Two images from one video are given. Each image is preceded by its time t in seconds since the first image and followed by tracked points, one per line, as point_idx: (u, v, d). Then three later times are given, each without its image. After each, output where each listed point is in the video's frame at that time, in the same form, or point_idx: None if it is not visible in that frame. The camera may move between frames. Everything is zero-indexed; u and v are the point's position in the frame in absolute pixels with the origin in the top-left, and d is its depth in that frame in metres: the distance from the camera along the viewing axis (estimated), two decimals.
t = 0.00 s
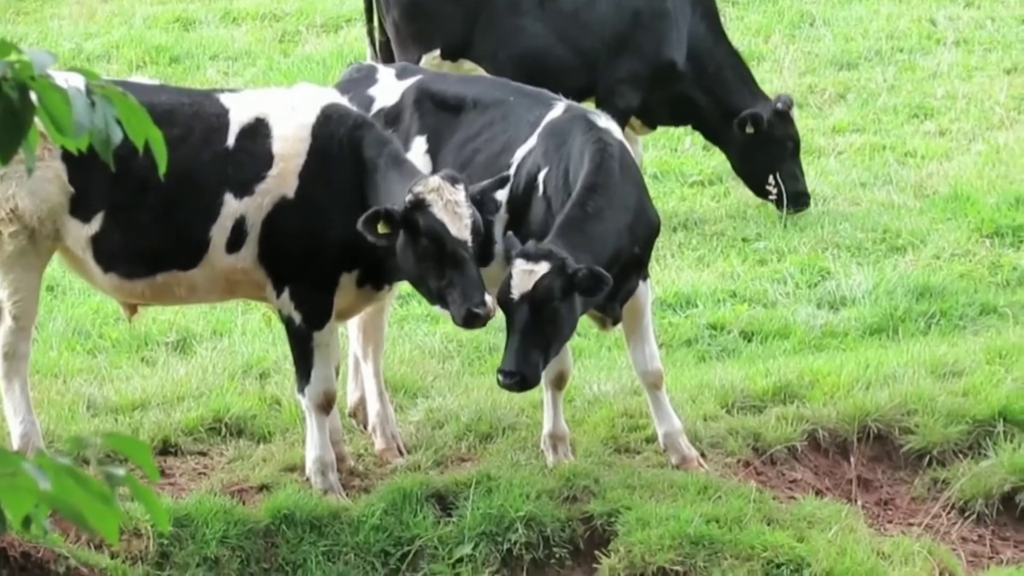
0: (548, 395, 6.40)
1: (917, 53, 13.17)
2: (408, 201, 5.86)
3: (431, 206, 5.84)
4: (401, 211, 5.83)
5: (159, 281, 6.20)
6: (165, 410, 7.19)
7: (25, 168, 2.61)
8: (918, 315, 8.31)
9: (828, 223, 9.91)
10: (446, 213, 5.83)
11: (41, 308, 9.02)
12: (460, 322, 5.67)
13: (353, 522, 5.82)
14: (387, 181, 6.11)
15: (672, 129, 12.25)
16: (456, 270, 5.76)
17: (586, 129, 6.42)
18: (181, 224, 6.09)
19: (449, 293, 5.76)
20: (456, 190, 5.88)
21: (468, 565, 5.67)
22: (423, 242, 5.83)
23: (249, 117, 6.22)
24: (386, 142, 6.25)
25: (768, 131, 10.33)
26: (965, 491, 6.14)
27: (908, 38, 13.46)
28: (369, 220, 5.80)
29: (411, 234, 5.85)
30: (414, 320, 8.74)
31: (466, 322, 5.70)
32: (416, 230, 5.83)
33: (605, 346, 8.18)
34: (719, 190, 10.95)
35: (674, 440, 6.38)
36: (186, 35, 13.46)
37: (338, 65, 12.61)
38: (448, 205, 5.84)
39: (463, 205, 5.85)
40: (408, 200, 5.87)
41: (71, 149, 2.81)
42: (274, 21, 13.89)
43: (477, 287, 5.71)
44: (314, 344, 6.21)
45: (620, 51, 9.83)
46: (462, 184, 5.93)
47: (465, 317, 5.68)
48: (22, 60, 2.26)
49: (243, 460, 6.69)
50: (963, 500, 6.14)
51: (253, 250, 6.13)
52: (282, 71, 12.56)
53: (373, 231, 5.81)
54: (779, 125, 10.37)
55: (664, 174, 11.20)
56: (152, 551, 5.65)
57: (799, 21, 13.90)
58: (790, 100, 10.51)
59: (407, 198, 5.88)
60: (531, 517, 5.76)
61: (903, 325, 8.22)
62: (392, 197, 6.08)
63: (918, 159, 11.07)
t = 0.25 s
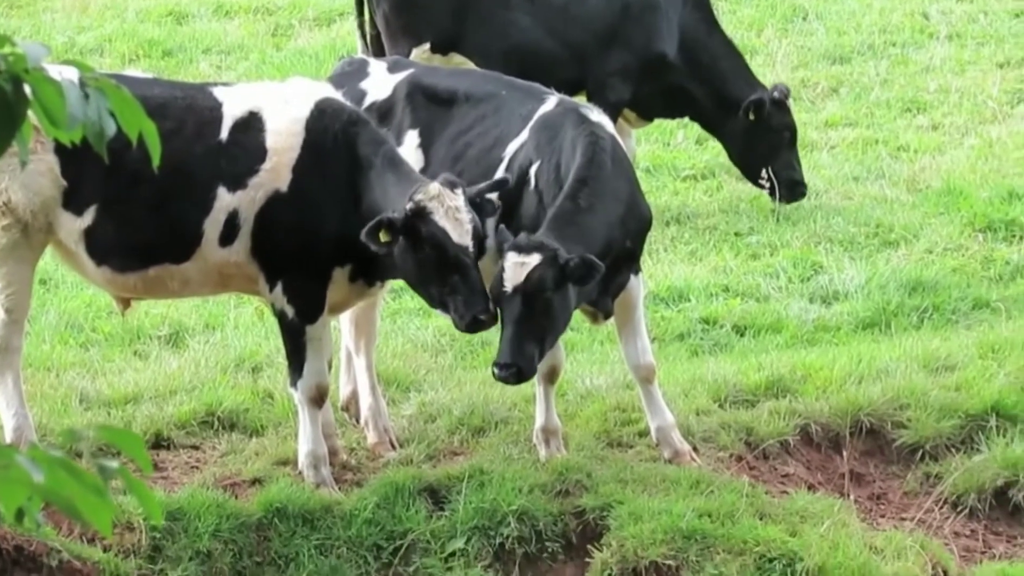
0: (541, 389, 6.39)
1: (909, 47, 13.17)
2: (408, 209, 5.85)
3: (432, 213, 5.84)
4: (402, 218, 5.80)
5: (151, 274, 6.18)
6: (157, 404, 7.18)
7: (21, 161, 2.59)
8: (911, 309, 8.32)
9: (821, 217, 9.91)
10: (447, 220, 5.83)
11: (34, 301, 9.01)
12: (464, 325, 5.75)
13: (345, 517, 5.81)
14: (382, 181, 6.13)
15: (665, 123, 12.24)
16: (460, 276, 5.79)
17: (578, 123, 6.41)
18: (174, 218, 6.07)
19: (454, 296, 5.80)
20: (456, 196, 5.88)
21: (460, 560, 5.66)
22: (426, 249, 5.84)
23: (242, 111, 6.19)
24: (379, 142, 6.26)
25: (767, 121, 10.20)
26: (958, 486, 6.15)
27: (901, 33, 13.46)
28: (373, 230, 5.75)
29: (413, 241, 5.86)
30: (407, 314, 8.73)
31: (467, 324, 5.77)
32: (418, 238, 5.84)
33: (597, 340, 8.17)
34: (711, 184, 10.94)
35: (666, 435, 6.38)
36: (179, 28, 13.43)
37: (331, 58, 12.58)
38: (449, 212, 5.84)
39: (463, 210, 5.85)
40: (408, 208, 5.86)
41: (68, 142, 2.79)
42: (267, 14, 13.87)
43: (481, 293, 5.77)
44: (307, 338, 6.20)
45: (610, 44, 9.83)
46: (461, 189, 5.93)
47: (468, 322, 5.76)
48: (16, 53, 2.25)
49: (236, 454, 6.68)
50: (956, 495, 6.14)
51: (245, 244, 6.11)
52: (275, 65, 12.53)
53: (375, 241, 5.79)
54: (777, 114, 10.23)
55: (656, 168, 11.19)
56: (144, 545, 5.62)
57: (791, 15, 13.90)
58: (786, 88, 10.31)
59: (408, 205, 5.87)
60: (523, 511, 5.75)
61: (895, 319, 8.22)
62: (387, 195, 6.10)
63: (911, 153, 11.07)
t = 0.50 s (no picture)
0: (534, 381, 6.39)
1: (903, 39, 13.17)
2: (405, 204, 5.84)
3: (428, 209, 5.82)
4: (399, 215, 5.81)
5: (145, 265, 6.16)
6: (151, 394, 7.17)
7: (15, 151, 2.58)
8: (905, 302, 8.32)
9: (815, 209, 9.91)
10: (443, 216, 5.80)
11: (27, 292, 8.99)
12: (460, 321, 5.69)
13: (339, 508, 5.81)
14: (382, 177, 6.11)
15: (659, 115, 12.24)
16: (455, 272, 5.76)
17: (571, 114, 6.39)
18: (168, 209, 6.06)
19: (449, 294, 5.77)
20: (454, 193, 5.84)
21: (453, 551, 5.66)
22: (423, 245, 5.82)
23: (236, 102, 6.18)
24: (377, 137, 6.25)
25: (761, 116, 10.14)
26: (951, 478, 6.15)
27: (895, 25, 13.46)
28: (368, 225, 5.79)
29: (410, 236, 5.85)
30: (400, 305, 8.72)
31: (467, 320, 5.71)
32: (414, 234, 5.82)
33: (591, 332, 8.17)
34: (705, 176, 10.93)
35: (660, 426, 6.38)
36: (173, 19, 13.40)
37: (325, 49, 12.56)
38: (445, 209, 5.81)
39: (461, 207, 5.81)
40: (404, 204, 5.84)
41: (62, 131, 2.78)
42: (261, 5, 13.84)
43: (477, 289, 5.71)
44: (301, 330, 6.19)
45: (603, 35, 9.84)
46: (460, 186, 5.88)
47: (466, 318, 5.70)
48: (10, 43, 2.24)
49: (229, 445, 6.67)
50: (949, 487, 6.15)
51: (240, 236, 6.09)
52: (269, 56, 12.50)
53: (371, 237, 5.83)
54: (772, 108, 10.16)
55: (650, 160, 11.18)
56: (138, 535, 5.59)
57: (786, 7, 13.89)
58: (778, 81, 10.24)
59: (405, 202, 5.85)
60: (516, 502, 5.75)
61: (889, 311, 8.22)
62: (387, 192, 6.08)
63: (905, 145, 11.06)
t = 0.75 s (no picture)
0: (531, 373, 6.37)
1: (899, 31, 13.17)
2: (399, 201, 5.83)
3: (421, 204, 5.81)
4: (394, 213, 5.79)
5: (142, 259, 6.15)
6: (148, 387, 7.16)
7: (10, 145, 2.57)
8: (901, 294, 8.31)
9: (811, 201, 9.91)
10: (437, 210, 5.79)
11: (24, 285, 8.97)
12: (461, 314, 5.58)
13: (335, 500, 5.80)
14: (379, 174, 6.09)
15: (655, 107, 12.23)
16: (451, 265, 5.72)
17: (568, 109, 6.38)
18: (164, 203, 6.04)
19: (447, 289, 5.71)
20: (447, 187, 5.84)
21: (450, 544, 5.66)
22: (417, 240, 5.79)
23: (232, 95, 6.16)
24: (375, 132, 6.24)
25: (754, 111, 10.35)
26: (948, 470, 6.15)
27: (891, 17, 13.46)
28: (363, 223, 5.76)
29: (405, 232, 5.81)
30: (396, 298, 8.71)
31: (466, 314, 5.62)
32: (409, 230, 5.80)
33: (587, 324, 8.16)
34: (701, 168, 10.92)
35: (656, 419, 6.37)
36: (169, 13, 13.37)
37: (321, 42, 12.54)
38: (439, 203, 5.80)
39: (455, 201, 5.81)
40: (398, 201, 5.84)
41: (55, 125, 2.76)
42: None
43: (472, 280, 5.65)
44: (297, 322, 6.18)
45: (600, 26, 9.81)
46: (453, 181, 5.89)
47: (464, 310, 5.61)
48: (5, 36, 2.23)
49: (226, 438, 6.66)
50: (946, 479, 6.15)
51: (236, 229, 6.08)
52: (265, 49, 12.48)
53: (368, 235, 5.81)
54: (764, 105, 10.36)
55: (646, 152, 11.17)
56: (134, 529, 5.58)
57: None
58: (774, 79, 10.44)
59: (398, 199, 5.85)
60: (513, 495, 5.75)
61: (886, 303, 8.22)
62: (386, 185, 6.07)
63: (901, 137, 11.06)
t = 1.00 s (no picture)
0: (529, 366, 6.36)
1: (898, 24, 13.17)
2: (401, 204, 5.82)
3: (423, 207, 5.80)
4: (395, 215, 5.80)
5: (140, 252, 6.14)
6: (146, 380, 7.17)
7: (8, 136, 2.56)
8: (900, 286, 8.31)
9: (810, 194, 9.91)
10: (440, 212, 5.79)
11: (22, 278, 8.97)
12: (466, 316, 5.66)
13: (334, 493, 5.80)
14: (378, 172, 6.10)
15: (654, 100, 12.22)
16: (457, 267, 5.73)
17: (566, 101, 6.37)
18: (162, 196, 6.03)
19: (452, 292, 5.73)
20: (447, 189, 5.85)
21: (449, 537, 5.66)
22: (421, 243, 5.78)
23: (230, 89, 6.15)
24: (373, 128, 6.24)
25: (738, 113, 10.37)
26: (947, 463, 6.16)
27: (889, 9, 13.45)
28: (366, 227, 5.76)
29: (407, 235, 5.80)
30: (395, 291, 8.71)
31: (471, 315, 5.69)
32: (412, 233, 5.78)
33: (585, 317, 8.16)
34: (700, 160, 10.91)
35: (654, 411, 6.37)
36: (167, 6, 13.36)
37: (319, 35, 12.53)
38: (441, 204, 5.80)
39: (456, 203, 5.82)
40: (400, 204, 5.83)
41: (53, 117, 2.75)
42: None
43: (479, 280, 5.69)
44: (295, 316, 6.17)
45: (599, 20, 9.80)
46: (452, 181, 5.90)
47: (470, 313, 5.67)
48: (3, 30, 2.22)
49: (224, 431, 6.66)
50: (945, 471, 6.15)
51: (234, 222, 6.07)
52: (263, 42, 12.47)
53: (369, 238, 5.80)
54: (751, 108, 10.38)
55: (644, 145, 11.17)
56: (133, 522, 5.58)
57: None
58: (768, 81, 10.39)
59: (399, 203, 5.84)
60: (511, 487, 5.75)
61: (884, 296, 8.22)
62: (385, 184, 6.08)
63: (900, 129, 11.06)
